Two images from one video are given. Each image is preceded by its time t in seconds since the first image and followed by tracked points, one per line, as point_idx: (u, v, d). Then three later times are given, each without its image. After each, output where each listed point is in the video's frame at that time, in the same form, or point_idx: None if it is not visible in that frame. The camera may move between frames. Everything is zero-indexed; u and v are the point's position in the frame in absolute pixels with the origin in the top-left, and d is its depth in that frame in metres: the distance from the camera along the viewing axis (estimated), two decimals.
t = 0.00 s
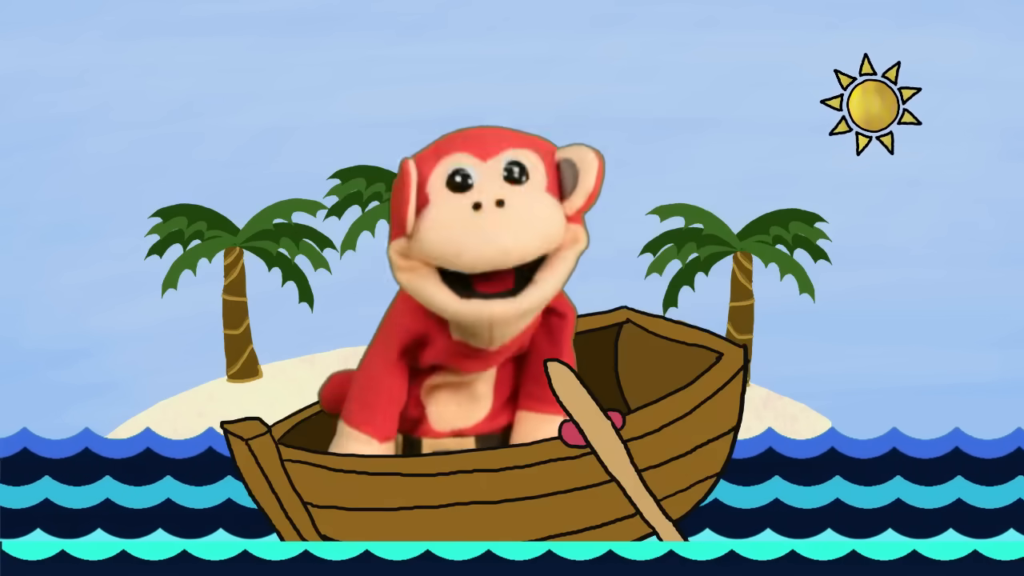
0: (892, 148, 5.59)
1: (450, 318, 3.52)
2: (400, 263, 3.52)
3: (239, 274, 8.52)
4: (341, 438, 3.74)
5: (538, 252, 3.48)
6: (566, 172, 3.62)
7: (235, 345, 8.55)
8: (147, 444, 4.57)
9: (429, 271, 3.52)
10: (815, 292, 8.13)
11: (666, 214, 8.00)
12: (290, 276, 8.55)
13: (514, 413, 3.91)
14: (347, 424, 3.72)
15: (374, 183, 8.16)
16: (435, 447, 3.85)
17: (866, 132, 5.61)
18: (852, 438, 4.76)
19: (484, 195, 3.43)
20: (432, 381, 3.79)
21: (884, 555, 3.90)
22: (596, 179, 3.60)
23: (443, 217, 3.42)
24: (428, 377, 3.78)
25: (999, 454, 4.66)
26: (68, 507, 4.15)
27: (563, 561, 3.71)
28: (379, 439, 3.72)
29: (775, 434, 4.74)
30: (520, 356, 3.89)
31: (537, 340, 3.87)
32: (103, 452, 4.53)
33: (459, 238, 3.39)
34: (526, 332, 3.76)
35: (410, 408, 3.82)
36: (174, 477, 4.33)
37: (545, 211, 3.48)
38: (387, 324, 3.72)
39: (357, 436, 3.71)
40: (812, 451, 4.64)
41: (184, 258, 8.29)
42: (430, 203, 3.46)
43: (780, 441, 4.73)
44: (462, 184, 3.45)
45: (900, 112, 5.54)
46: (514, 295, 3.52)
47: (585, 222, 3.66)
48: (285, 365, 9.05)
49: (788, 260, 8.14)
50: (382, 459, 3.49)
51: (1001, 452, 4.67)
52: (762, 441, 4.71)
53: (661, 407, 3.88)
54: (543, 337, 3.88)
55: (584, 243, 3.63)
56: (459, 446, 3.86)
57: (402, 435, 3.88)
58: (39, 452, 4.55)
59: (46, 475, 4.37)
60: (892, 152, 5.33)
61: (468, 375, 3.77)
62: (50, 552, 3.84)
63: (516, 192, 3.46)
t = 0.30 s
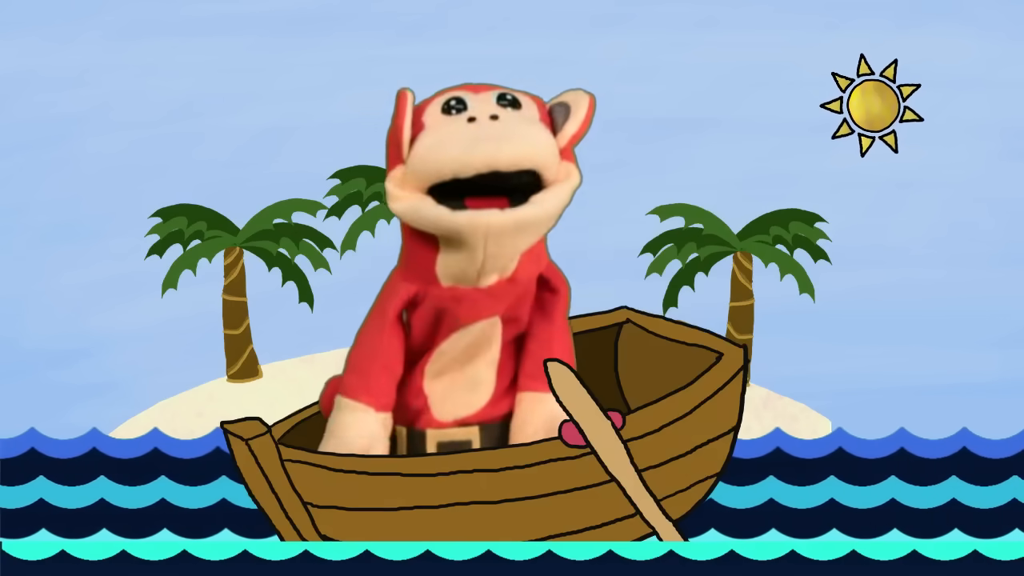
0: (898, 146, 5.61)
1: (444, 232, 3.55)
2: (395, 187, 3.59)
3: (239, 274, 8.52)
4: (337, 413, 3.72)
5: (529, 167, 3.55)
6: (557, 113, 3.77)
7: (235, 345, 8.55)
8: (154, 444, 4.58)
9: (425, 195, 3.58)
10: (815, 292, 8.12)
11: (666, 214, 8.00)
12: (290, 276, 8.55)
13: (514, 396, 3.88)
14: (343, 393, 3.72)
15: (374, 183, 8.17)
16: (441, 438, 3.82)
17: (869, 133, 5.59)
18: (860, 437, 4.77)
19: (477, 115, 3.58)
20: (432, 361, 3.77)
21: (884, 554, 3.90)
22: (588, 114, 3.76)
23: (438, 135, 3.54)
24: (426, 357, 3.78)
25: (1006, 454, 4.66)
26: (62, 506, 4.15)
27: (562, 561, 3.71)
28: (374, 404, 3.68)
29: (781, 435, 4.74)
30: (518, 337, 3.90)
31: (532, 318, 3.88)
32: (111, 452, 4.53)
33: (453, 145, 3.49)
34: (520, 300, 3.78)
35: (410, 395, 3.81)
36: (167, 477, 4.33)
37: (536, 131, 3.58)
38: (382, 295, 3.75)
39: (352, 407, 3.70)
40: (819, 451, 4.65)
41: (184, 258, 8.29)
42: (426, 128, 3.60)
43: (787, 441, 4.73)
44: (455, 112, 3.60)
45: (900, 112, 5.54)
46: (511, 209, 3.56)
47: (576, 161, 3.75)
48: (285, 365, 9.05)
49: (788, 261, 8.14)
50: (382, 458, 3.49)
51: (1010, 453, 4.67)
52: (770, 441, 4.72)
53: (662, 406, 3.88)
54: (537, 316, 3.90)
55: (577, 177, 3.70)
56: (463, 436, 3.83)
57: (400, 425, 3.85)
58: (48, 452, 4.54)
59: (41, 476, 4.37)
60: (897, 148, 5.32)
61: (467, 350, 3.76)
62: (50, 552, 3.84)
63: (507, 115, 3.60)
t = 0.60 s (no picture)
0: (901, 145, 5.62)
1: (419, 246, 3.54)
2: (369, 201, 3.58)
3: (239, 274, 8.52)
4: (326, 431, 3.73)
5: (502, 174, 3.54)
6: (526, 119, 3.76)
7: (235, 345, 8.54)
8: (152, 444, 4.57)
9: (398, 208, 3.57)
10: (815, 292, 8.12)
11: (666, 214, 8.00)
12: (290, 276, 8.55)
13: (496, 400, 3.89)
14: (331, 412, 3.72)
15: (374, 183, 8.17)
16: (425, 444, 3.83)
17: (871, 133, 5.58)
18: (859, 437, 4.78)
19: (445, 125, 3.58)
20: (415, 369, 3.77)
21: (884, 554, 3.90)
22: (556, 117, 3.74)
23: (408, 150, 3.53)
24: (408, 368, 3.78)
25: (1006, 454, 4.67)
26: (62, 506, 4.15)
27: (563, 561, 3.71)
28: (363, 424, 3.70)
29: (779, 435, 4.74)
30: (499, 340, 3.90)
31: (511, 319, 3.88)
32: (110, 451, 4.53)
33: (424, 157, 3.48)
34: (499, 304, 3.77)
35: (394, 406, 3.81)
36: (169, 476, 4.33)
37: (507, 139, 3.57)
38: (360, 314, 3.74)
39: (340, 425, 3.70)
40: (818, 452, 4.64)
41: (184, 258, 8.29)
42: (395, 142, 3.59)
43: (786, 441, 4.73)
44: (424, 121, 3.60)
45: (901, 109, 5.54)
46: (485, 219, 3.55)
47: (548, 165, 3.74)
48: (285, 365, 9.05)
49: (788, 261, 8.14)
50: (382, 458, 3.49)
51: (1010, 453, 4.68)
52: (767, 441, 4.71)
53: (662, 405, 3.88)
54: (516, 318, 3.89)
55: (549, 181, 3.68)
56: (448, 442, 3.85)
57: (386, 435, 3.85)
58: (45, 451, 4.55)
59: (41, 475, 4.37)
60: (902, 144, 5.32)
61: (449, 357, 3.77)
62: (50, 552, 3.84)
63: (476, 123, 3.60)
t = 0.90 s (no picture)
0: (905, 143, 5.62)
1: (423, 313, 3.55)
2: (371, 260, 3.55)
3: (239, 274, 8.52)
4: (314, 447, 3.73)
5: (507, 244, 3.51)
6: (531, 166, 3.66)
7: (235, 345, 8.55)
8: (157, 444, 4.58)
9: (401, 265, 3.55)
10: (815, 292, 8.12)
11: (666, 214, 8.00)
12: (290, 276, 8.55)
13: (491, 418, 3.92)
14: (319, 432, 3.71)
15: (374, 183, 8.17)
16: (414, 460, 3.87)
17: (874, 133, 5.59)
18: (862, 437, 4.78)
19: (450, 191, 3.48)
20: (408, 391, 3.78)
21: (885, 553, 3.91)
22: (562, 171, 3.64)
23: (412, 216, 3.45)
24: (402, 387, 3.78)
25: (1009, 454, 4.67)
26: (60, 507, 4.15)
27: (563, 561, 3.72)
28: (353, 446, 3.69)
29: (783, 435, 4.76)
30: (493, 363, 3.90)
31: (510, 345, 3.87)
32: (114, 452, 4.53)
33: (430, 226, 3.43)
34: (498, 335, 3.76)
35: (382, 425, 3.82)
36: (166, 476, 4.33)
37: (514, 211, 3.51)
38: (354, 341, 3.70)
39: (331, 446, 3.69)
40: (822, 451, 4.65)
41: (184, 258, 8.29)
42: (398, 202, 3.50)
43: (790, 441, 4.74)
44: (429, 181, 3.49)
45: (901, 107, 5.54)
46: (489, 286, 3.54)
47: (553, 215, 3.70)
48: (285, 365, 9.05)
49: (788, 261, 8.15)
50: (382, 458, 3.49)
51: (1012, 453, 4.68)
52: (772, 441, 4.72)
53: (662, 405, 3.89)
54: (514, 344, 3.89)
55: (553, 235, 3.65)
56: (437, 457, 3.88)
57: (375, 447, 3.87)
58: (49, 452, 4.55)
59: (40, 475, 4.38)
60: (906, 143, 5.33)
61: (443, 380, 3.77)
62: (50, 552, 3.84)
63: (483, 184, 3.51)
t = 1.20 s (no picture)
0: (908, 140, 5.63)
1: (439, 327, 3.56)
2: (387, 270, 3.56)
3: (240, 274, 8.52)
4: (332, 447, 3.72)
5: (523, 254, 3.52)
6: (548, 171, 3.64)
7: (235, 345, 8.55)
8: (161, 444, 4.57)
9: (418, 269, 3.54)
10: (815, 292, 8.12)
11: (666, 214, 8.00)
12: (290, 276, 8.55)
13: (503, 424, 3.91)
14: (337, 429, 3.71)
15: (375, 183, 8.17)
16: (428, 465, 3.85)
17: (877, 133, 5.59)
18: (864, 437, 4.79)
19: (468, 198, 3.48)
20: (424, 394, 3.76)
21: (886, 553, 3.91)
22: (581, 177, 3.64)
23: (428, 221, 3.47)
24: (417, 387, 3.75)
25: (1012, 454, 4.67)
26: (58, 507, 4.15)
27: (562, 561, 3.73)
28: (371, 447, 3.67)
29: (785, 435, 4.76)
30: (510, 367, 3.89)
31: (527, 352, 3.86)
32: (118, 452, 4.53)
33: (445, 244, 3.44)
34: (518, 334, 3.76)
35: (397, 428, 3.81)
36: (162, 477, 4.33)
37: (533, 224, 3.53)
38: (372, 335, 3.72)
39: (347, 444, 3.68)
40: (826, 452, 4.65)
41: (184, 258, 8.29)
42: (415, 207, 3.51)
43: (794, 441, 4.74)
44: (447, 189, 3.49)
45: (902, 104, 5.54)
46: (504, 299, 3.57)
47: (570, 224, 3.70)
48: (285, 365, 9.05)
49: (788, 261, 8.15)
50: (382, 458, 3.49)
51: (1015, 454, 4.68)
52: (776, 441, 4.72)
53: (663, 405, 3.89)
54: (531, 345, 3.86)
55: (569, 244, 3.67)
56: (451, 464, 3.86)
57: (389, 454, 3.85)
58: (54, 451, 4.55)
59: (37, 475, 4.38)
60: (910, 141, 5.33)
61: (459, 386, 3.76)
62: (50, 552, 3.84)
63: (500, 192, 3.51)
